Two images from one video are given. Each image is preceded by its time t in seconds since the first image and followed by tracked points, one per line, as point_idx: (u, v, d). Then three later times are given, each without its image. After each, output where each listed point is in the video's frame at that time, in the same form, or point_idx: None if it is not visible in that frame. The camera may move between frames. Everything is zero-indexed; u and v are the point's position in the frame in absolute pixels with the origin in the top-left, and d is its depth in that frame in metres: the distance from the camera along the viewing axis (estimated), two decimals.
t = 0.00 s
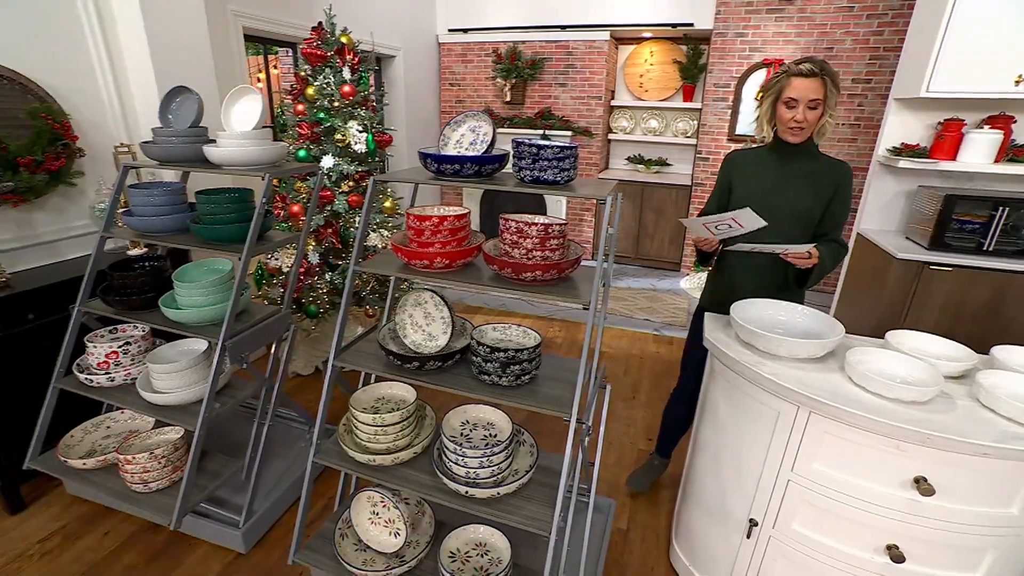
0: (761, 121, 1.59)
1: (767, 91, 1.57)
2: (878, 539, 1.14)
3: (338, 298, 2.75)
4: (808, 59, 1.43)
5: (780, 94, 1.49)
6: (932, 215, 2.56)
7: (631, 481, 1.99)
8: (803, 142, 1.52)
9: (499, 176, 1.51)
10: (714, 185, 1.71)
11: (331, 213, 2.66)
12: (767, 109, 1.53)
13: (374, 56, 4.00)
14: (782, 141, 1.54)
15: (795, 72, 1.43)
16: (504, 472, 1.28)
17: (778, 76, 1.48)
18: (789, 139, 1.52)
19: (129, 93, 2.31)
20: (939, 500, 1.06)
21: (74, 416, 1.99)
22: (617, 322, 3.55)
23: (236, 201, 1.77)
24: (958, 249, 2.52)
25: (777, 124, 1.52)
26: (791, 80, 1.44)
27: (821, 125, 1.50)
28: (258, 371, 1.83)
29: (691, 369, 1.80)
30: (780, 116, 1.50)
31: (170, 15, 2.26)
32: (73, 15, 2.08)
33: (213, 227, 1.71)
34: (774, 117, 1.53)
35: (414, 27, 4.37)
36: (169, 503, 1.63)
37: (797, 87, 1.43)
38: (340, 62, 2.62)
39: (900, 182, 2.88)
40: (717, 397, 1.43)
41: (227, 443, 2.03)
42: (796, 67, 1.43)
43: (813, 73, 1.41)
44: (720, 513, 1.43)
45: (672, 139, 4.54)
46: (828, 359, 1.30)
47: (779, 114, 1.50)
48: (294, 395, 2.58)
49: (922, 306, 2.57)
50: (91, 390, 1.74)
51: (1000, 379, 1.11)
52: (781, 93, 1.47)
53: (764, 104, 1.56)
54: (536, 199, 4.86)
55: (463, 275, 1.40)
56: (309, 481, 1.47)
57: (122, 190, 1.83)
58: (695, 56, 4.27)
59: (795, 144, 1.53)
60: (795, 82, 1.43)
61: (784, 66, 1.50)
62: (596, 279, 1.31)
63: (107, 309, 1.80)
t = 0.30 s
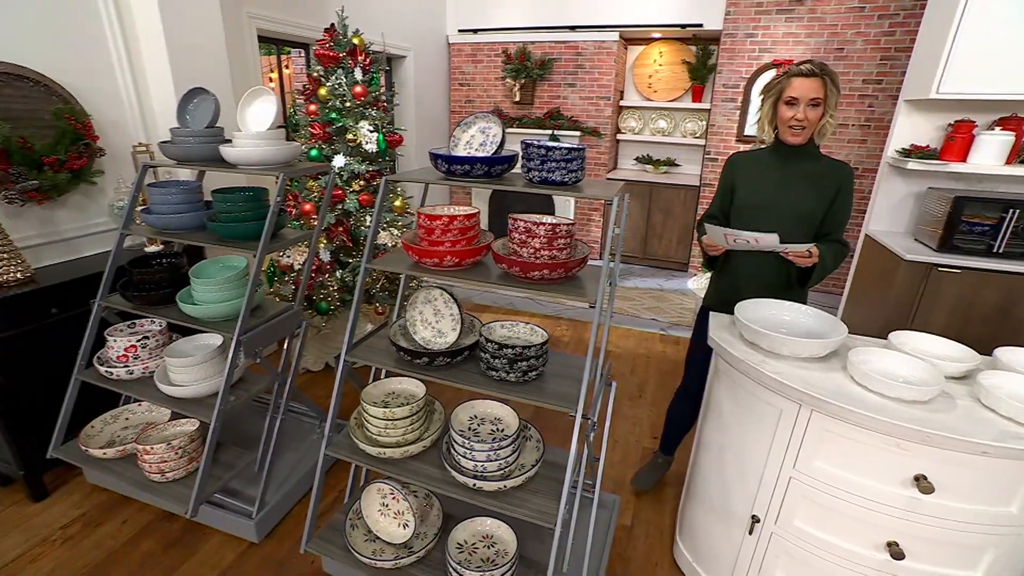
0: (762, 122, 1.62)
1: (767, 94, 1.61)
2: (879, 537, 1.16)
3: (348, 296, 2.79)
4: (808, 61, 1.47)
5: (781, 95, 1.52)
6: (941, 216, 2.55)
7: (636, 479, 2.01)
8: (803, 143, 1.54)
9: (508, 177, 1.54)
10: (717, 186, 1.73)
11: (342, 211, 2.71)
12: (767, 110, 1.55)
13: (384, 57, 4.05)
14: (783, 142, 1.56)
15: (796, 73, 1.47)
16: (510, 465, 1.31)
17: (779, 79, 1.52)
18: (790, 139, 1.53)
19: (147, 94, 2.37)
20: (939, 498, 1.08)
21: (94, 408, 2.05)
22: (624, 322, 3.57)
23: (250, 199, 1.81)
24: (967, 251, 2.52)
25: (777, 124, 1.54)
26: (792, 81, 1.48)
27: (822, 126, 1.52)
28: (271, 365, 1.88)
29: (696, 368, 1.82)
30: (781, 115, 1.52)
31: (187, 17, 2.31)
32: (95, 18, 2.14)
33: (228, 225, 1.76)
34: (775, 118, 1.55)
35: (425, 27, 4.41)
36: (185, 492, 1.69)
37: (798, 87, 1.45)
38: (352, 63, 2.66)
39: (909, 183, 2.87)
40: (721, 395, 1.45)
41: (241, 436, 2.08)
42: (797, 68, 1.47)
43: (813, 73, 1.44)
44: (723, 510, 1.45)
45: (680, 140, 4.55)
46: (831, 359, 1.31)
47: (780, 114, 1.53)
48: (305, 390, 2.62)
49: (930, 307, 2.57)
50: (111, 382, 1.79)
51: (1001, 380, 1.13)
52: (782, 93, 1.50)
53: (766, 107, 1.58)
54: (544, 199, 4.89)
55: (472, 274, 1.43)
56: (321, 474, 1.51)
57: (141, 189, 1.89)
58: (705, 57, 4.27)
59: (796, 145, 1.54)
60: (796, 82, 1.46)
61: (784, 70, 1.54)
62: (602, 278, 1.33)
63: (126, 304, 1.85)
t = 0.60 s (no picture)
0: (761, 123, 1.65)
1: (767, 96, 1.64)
2: (877, 531, 1.18)
3: (358, 294, 2.82)
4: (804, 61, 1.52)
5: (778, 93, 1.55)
6: (948, 218, 2.56)
7: (640, 476, 2.04)
8: (799, 140, 1.56)
9: (516, 177, 1.58)
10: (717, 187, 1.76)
11: (352, 210, 2.75)
12: (765, 108, 1.59)
13: (394, 57, 4.09)
14: (781, 141, 1.59)
15: (792, 71, 1.51)
16: (517, 459, 1.35)
17: (777, 79, 1.56)
18: (786, 136, 1.56)
19: (164, 95, 2.42)
20: (937, 494, 1.10)
21: (112, 401, 2.11)
22: (630, 321, 3.59)
23: (265, 199, 1.86)
24: (973, 253, 2.52)
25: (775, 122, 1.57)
26: (788, 78, 1.51)
27: (818, 126, 1.55)
28: (283, 360, 1.92)
29: (700, 367, 1.85)
30: (777, 113, 1.55)
31: (203, 20, 2.37)
32: (115, 21, 2.19)
33: (242, 223, 1.80)
34: (772, 117, 1.59)
35: (434, 28, 4.45)
36: (201, 483, 1.74)
37: (794, 84, 1.49)
38: (362, 64, 2.71)
39: (917, 184, 2.87)
40: (724, 393, 1.48)
41: (253, 430, 2.13)
42: (793, 67, 1.51)
43: (808, 71, 1.48)
44: (725, 505, 1.48)
45: (688, 140, 4.56)
46: (832, 357, 1.34)
47: (776, 111, 1.56)
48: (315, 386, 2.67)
49: (936, 309, 2.58)
50: (130, 375, 1.85)
51: (1000, 379, 1.15)
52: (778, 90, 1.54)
53: (764, 107, 1.62)
54: (551, 199, 4.91)
55: (481, 272, 1.46)
56: (333, 466, 1.55)
57: (159, 188, 1.94)
58: (712, 57, 4.28)
59: (791, 142, 1.57)
60: (792, 80, 1.50)
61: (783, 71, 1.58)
62: (607, 276, 1.36)
63: (144, 300, 1.91)
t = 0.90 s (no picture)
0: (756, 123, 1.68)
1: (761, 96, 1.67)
2: (877, 525, 1.21)
3: (365, 291, 2.86)
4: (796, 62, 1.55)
5: (773, 93, 1.58)
6: (954, 219, 2.56)
7: (644, 471, 2.07)
8: (794, 139, 1.59)
9: (524, 177, 1.61)
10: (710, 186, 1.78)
11: (362, 209, 2.79)
12: (760, 108, 1.62)
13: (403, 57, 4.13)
14: (775, 141, 1.62)
15: (786, 71, 1.53)
16: (524, 451, 1.38)
17: (771, 79, 1.59)
18: (781, 134, 1.58)
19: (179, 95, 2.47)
20: (936, 489, 1.12)
21: (128, 393, 2.17)
22: (636, 320, 3.61)
23: (279, 197, 1.90)
24: (979, 254, 2.53)
25: (770, 121, 1.60)
26: (782, 78, 1.54)
27: (811, 125, 1.58)
28: (295, 355, 1.97)
29: (705, 364, 1.87)
30: (773, 112, 1.58)
31: (217, 22, 2.42)
32: (133, 23, 2.25)
33: (256, 221, 1.85)
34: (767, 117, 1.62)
35: (442, 28, 4.49)
36: (215, 473, 1.79)
37: (789, 84, 1.51)
38: (373, 65, 2.75)
39: (923, 185, 2.87)
40: (727, 389, 1.51)
41: (265, 422, 2.18)
42: (787, 67, 1.54)
43: (802, 71, 1.51)
44: (727, 499, 1.51)
45: (694, 140, 4.57)
46: (833, 354, 1.37)
47: (771, 110, 1.59)
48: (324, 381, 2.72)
49: (942, 309, 2.58)
50: (147, 367, 1.91)
51: (999, 376, 1.17)
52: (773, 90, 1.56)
53: (759, 107, 1.65)
54: (558, 198, 4.94)
55: (490, 269, 1.50)
56: (343, 458, 1.59)
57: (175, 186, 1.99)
58: (720, 58, 4.29)
59: (786, 141, 1.60)
60: (787, 80, 1.52)
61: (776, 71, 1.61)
62: (613, 274, 1.40)
63: (160, 295, 1.96)
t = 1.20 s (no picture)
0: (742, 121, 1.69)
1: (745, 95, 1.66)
2: (877, 517, 1.23)
3: (372, 288, 2.91)
4: (781, 70, 1.52)
5: (758, 103, 1.58)
6: (961, 218, 2.56)
7: (649, 466, 2.09)
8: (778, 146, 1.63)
9: (533, 174, 1.64)
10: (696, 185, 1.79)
11: (371, 206, 2.83)
12: (745, 115, 1.63)
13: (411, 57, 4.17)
14: (761, 143, 1.64)
15: (773, 84, 1.52)
16: (531, 442, 1.41)
17: (756, 86, 1.57)
18: (767, 143, 1.62)
19: (193, 93, 2.52)
20: (935, 481, 1.15)
21: (144, 385, 2.22)
22: (641, 318, 3.63)
23: (292, 193, 1.94)
24: (986, 253, 2.53)
25: (755, 129, 1.62)
26: (767, 91, 1.53)
27: (796, 130, 1.61)
28: (307, 348, 2.01)
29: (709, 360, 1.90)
30: (758, 122, 1.60)
31: (230, 22, 2.46)
32: (150, 24, 2.30)
33: (270, 216, 1.89)
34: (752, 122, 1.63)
35: (450, 27, 4.52)
36: (228, 462, 1.84)
37: (774, 100, 1.51)
38: (383, 64, 2.79)
39: (930, 184, 2.88)
40: (730, 383, 1.53)
41: (276, 415, 2.22)
42: (773, 79, 1.52)
43: (788, 85, 1.50)
44: (730, 492, 1.53)
45: (701, 140, 4.58)
46: (835, 350, 1.39)
47: (756, 119, 1.60)
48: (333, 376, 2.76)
49: (947, 308, 2.59)
50: (163, 359, 1.96)
51: (999, 372, 1.19)
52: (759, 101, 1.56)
53: (744, 110, 1.65)
54: (565, 196, 4.96)
55: (498, 264, 1.54)
56: (354, 449, 1.62)
57: (190, 183, 2.04)
58: (727, 57, 4.29)
59: (772, 149, 1.63)
60: (772, 95, 1.52)
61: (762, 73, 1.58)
62: (619, 270, 1.42)
63: (176, 289, 2.01)
